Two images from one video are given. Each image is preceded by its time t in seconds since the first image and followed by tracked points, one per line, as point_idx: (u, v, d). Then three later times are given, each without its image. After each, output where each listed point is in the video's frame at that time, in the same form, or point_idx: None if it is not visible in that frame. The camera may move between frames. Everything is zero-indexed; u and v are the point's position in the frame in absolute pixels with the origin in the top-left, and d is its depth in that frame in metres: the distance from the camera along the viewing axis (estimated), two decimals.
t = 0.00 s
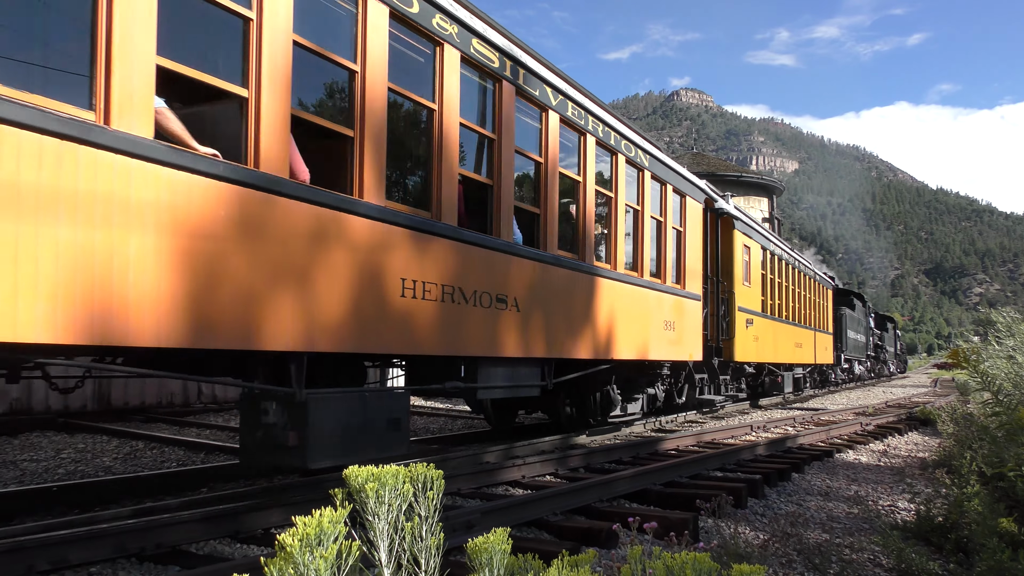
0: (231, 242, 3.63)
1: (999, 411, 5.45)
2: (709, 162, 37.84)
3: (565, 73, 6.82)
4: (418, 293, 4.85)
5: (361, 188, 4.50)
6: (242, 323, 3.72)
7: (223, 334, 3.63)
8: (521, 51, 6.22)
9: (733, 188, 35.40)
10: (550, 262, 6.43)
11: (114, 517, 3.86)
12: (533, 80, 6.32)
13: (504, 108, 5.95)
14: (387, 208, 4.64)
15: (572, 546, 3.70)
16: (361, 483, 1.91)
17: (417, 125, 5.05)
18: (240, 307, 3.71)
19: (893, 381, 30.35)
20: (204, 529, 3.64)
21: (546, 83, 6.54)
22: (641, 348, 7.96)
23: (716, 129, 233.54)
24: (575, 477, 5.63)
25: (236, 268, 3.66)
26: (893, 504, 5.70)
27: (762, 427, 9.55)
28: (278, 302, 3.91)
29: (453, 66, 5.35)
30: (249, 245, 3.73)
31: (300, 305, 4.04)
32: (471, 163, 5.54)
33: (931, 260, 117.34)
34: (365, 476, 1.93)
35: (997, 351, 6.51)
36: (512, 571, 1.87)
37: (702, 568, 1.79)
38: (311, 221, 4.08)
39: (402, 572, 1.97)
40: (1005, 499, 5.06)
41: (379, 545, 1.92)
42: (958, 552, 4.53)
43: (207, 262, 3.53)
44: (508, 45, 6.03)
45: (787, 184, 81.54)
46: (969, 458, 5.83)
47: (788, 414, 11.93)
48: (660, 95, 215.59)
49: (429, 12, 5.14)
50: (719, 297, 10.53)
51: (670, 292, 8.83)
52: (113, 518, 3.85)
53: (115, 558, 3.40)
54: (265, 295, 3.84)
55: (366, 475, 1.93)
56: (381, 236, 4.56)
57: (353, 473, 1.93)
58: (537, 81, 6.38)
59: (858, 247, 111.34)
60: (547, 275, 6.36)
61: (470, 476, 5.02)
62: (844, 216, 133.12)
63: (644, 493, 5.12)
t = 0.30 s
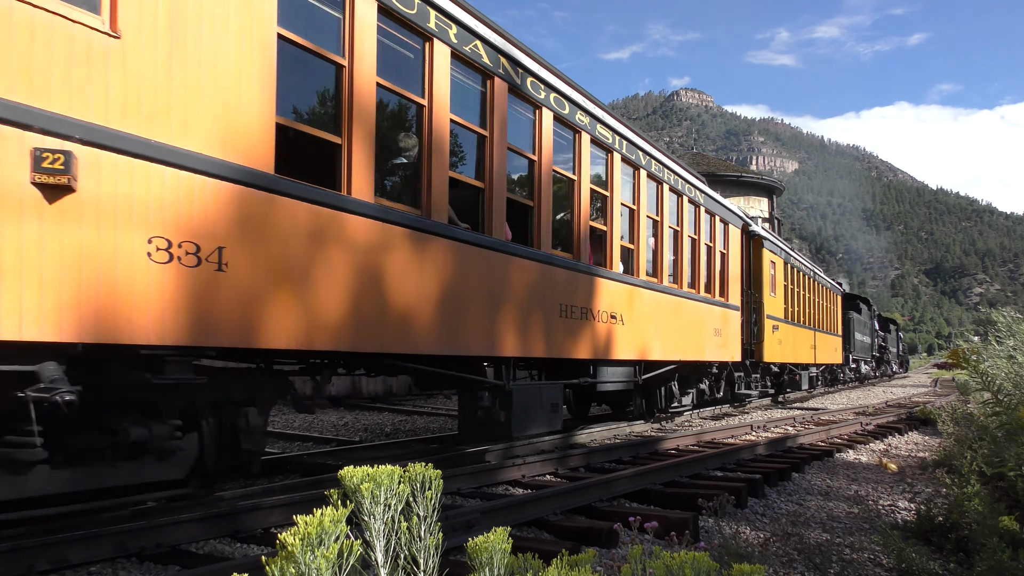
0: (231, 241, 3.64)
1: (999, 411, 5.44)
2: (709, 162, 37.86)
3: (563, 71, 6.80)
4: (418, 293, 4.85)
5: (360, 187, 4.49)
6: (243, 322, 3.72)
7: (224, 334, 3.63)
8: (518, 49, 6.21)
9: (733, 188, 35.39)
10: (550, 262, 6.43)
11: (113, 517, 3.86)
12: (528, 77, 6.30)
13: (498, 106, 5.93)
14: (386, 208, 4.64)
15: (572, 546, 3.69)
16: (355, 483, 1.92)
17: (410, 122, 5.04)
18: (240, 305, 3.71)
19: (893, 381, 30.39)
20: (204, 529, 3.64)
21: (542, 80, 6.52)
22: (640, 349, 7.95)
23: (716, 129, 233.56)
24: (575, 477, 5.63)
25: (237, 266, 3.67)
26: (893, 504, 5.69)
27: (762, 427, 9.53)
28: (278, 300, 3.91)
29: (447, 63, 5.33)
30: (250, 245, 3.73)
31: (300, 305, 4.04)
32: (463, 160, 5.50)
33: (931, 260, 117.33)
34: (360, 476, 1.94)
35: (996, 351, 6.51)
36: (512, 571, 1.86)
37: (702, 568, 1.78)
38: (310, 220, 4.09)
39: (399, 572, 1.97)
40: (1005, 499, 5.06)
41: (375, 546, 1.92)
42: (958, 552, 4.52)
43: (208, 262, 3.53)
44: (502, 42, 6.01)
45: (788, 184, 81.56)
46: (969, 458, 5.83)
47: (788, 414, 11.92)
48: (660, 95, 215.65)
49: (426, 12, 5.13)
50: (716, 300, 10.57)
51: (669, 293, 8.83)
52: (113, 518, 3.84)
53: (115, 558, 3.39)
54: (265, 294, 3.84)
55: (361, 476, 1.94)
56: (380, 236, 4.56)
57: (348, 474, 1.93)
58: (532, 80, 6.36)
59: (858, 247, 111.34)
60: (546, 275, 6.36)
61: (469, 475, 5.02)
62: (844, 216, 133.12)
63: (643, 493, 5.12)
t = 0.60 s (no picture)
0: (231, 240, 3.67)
1: (999, 411, 5.45)
2: (709, 162, 37.83)
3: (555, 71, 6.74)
4: (417, 291, 4.86)
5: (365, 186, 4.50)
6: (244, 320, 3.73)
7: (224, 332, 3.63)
8: (516, 48, 6.19)
9: (733, 188, 35.37)
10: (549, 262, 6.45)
11: (113, 517, 3.86)
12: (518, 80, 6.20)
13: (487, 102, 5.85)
14: (386, 207, 4.64)
15: (572, 546, 3.69)
16: (358, 483, 1.92)
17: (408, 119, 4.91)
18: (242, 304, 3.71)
19: (893, 381, 30.39)
20: (203, 529, 3.64)
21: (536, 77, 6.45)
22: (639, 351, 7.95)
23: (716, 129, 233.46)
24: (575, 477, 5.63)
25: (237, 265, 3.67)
26: (893, 504, 5.69)
27: (761, 427, 9.53)
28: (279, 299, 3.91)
29: (447, 64, 5.32)
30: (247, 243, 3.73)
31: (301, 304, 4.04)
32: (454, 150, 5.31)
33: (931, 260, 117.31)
34: (363, 476, 1.93)
35: (996, 351, 6.51)
36: (511, 571, 1.87)
37: (701, 568, 1.78)
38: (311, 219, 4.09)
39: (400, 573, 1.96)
40: (1005, 499, 5.06)
41: (377, 546, 1.92)
42: (958, 552, 4.53)
43: (210, 262, 3.50)
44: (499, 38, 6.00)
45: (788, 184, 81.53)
46: (969, 458, 5.83)
47: (788, 414, 11.92)
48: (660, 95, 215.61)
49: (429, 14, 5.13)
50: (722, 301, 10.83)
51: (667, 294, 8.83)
52: (113, 518, 3.85)
53: (115, 558, 3.39)
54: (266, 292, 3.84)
55: (363, 476, 1.93)
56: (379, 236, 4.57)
57: (351, 474, 1.93)
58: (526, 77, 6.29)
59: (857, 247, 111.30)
60: (545, 275, 6.38)
61: (469, 475, 5.02)
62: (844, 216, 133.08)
63: (643, 493, 5.12)
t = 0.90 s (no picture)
0: (248, 246, 3.52)
1: (999, 411, 5.45)
2: (709, 162, 37.86)
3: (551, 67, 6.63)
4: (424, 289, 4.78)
5: (370, 188, 4.37)
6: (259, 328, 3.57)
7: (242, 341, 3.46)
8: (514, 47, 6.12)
9: (733, 188, 35.36)
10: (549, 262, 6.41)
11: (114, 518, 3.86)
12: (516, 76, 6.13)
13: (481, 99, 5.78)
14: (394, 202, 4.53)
15: (572, 546, 3.69)
16: (359, 483, 1.92)
17: (408, 119, 4.76)
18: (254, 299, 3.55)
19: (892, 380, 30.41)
20: (204, 529, 3.64)
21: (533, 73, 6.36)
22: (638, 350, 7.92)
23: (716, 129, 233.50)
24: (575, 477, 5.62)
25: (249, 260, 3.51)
26: (893, 504, 5.69)
27: (762, 427, 9.53)
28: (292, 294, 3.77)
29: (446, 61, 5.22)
30: (259, 247, 3.59)
31: (314, 310, 3.91)
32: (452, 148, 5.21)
33: (931, 260, 117.22)
34: (363, 476, 1.93)
35: (996, 351, 6.51)
36: (511, 571, 1.87)
37: (701, 568, 1.78)
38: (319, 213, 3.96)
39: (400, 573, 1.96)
40: (1005, 499, 5.06)
41: (378, 546, 1.92)
42: (958, 552, 4.53)
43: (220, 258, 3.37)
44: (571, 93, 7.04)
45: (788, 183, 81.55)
46: (969, 458, 5.83)
47: (787, 414, 11.92)
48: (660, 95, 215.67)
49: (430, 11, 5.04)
50: (756, 313, 13.54)
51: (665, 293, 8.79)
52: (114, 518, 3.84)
53: (115, 558, 3.39)
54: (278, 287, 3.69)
55: (364, 476, 1.93)
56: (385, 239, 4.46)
57: (352, 474, 1.93)
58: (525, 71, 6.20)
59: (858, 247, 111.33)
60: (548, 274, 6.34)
61: (470, 475, 5.02)
62: (844, 216, 133.13)
63: (643, 493, 5.12)
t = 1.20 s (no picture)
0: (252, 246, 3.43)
1: (999, 410, 5.45)
2: (709, 162, 37.88)
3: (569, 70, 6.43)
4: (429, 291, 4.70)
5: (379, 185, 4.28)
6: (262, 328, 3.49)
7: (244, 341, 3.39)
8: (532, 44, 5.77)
9: (732, 188, 35.35)
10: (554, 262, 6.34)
11: (114, 517, 3.86)
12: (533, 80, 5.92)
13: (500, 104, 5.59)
14: (400, 204, 4.44)
15: (572, 546, 3.69)
16: (358, 482, 1.91)
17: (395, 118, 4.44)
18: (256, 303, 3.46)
19: (892, 380, 30.44)
20: (204, 528, 3.64)
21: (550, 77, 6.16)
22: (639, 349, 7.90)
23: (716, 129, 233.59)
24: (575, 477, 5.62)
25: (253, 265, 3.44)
26: (893, 504, 5.69)
27: (761, 427, 9.52)
28: (297, 298, 3.68)
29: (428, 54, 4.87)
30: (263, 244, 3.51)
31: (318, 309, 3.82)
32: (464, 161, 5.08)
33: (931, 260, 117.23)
34: (363, 475, 1.93)
35: (996, 351, 6.51)
36: (511, 571, 1.87)
37: (701, 568, 1.78)
38: (324, 216, 3.86)
39: (400, 573, 1.96)
40: (1005, 499, 5.06)
41: (377, 546, 1.92)
42: (958, 552, 4.54)
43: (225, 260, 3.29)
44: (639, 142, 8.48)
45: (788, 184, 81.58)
46: (969, 458, 5.83)
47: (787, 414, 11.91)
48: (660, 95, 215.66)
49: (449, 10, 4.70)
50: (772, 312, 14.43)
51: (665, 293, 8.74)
52: (114, 518, 3.84)
53: (115, 557, 3.39)
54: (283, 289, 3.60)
55: (364, 475, 1.93)
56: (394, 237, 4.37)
57: (351, 473, 1.92)
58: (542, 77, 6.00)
59: (858, 247, 111.36)
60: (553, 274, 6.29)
61: (470, 475, 5.01)
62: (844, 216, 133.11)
63: (643, 493, 5.12)
